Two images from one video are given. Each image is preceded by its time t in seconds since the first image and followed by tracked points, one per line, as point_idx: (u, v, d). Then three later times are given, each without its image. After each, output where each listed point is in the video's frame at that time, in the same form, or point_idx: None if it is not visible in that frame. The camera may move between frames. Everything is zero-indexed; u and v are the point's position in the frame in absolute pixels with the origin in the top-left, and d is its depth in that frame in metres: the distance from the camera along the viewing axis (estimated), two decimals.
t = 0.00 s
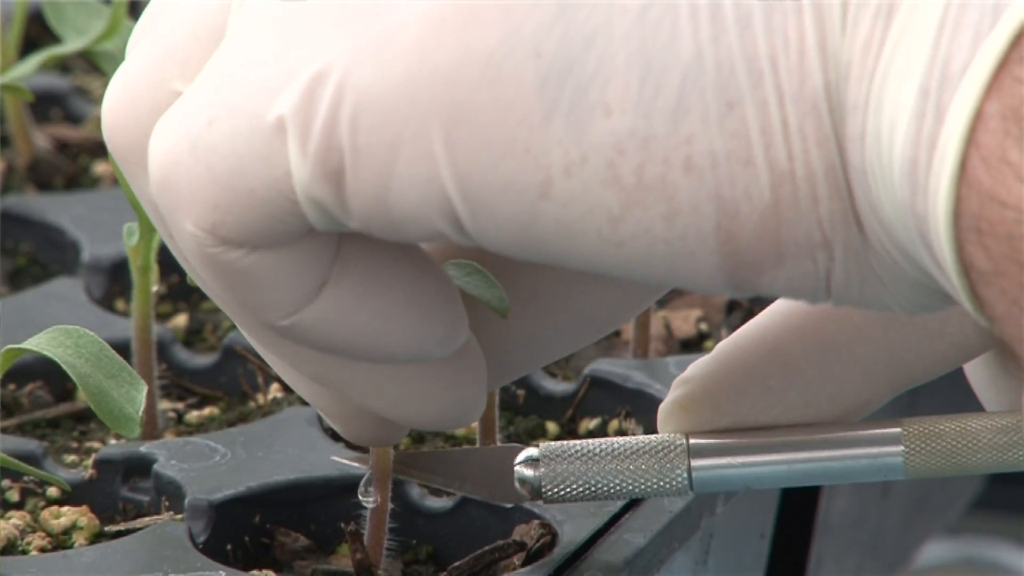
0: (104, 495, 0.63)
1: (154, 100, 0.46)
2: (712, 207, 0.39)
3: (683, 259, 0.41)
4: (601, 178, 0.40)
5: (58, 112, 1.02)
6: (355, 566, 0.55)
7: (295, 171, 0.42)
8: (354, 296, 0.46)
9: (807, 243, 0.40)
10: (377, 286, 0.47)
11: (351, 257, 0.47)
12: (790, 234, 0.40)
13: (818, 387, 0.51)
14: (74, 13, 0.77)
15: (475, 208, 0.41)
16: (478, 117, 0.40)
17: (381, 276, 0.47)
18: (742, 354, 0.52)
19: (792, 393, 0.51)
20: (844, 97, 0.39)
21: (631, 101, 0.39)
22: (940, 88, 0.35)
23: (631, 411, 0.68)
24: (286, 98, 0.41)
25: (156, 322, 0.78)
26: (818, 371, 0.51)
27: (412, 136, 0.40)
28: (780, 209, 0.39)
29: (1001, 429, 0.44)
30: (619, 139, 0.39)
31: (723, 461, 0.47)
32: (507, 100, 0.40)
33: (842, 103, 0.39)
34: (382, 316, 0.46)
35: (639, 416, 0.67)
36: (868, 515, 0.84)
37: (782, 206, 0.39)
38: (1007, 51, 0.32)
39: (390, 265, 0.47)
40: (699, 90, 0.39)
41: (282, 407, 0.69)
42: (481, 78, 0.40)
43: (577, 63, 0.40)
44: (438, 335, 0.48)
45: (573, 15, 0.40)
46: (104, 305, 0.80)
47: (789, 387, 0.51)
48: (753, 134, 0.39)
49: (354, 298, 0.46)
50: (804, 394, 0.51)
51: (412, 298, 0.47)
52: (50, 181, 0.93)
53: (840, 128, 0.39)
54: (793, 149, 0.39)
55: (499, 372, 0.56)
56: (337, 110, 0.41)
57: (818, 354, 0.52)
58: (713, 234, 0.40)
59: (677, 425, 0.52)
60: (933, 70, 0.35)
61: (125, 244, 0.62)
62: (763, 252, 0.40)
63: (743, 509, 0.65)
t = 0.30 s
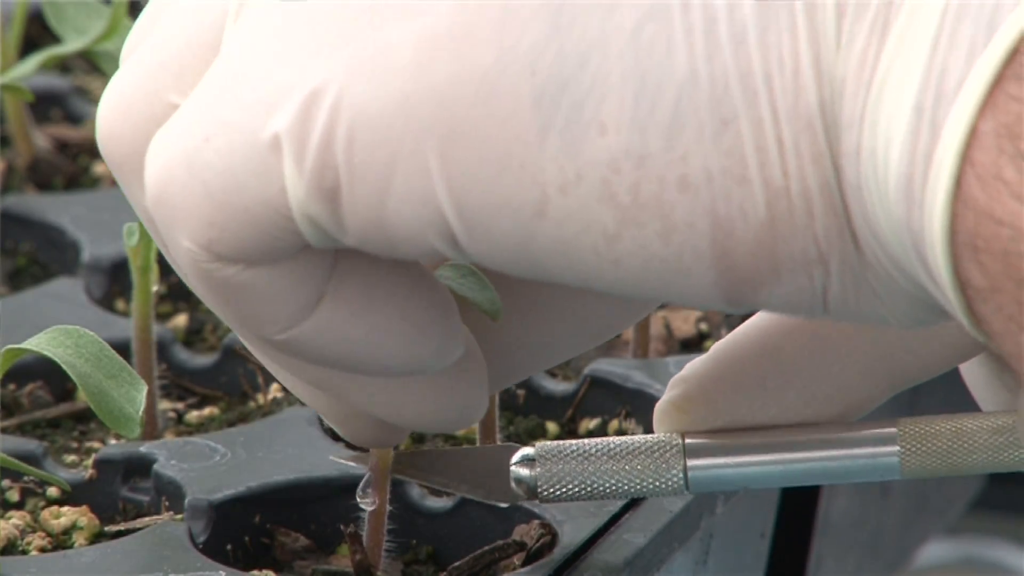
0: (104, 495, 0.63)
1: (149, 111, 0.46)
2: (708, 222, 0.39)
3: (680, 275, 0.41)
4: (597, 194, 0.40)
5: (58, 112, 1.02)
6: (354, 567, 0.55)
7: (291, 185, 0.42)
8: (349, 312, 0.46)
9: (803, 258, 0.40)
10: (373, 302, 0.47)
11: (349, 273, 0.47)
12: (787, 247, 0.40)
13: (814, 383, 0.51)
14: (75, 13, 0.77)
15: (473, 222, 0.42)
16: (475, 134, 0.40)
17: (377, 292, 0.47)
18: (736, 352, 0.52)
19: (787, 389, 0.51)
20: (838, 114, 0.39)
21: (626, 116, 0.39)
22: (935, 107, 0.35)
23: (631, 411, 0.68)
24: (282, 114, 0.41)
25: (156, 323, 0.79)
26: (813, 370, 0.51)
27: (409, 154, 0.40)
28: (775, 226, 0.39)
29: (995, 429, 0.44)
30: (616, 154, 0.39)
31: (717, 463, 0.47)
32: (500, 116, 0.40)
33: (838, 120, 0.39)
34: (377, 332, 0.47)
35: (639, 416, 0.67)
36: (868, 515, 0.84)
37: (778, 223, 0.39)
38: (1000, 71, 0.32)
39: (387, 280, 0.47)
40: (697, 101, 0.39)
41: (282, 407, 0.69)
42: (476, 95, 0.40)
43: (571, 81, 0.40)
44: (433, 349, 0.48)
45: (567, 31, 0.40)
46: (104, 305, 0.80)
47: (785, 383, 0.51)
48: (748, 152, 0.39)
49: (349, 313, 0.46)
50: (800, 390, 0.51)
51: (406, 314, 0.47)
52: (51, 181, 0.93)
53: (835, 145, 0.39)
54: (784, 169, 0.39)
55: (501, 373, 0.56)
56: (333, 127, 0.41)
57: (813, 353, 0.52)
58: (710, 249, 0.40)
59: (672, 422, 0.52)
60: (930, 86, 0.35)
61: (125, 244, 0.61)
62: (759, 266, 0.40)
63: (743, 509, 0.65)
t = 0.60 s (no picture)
0: (104, 495, 0.63)
1: (143, 121, 0.46)
2: (695, 245, 0.39)
3: (671, 296, 0.40)
4: (585, 218, 0.40)
5: (58, 112, 1.02)
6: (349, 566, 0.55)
7: (279, 209, 0.42)
8: (339, 324, 0.46)
9: (791, 281, 0.40)
10: (363, 313, 0.47)
11: (340, 286, 0.47)
12: (775, 270, 0.39)
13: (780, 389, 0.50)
14: (75, 13, 0.77)
15: (464, 240, 0.42)
16: (461, 158, 0.40)
17: (368, 303, 0.47)
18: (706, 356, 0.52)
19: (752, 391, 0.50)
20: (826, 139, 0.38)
21: (612, 141, 0.39)
22: (922, 132, 0.34)
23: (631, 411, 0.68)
24: (269, 133, 0.42)
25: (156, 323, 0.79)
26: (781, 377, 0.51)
27: (397, 175, 0.41)
28: (764, 249, 0.39)
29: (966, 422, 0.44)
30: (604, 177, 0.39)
31: (688, 460, 0.47)
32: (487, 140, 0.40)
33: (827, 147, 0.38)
34: (366, 344, 0.46)
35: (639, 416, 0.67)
36: (868, 516, 0.84)
37: (766, 251, 0.39)
38: (987, 95, 0.32)
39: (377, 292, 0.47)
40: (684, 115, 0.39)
41: (282, 407, 0.68)
42: (463, 118, 0.40)
43: (557, 104, 0.40)
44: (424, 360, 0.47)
45: (555, 52, 0.40)
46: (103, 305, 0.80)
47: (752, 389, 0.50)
48: (734, 177, 0.39)
49: (340, 325, 0.46)
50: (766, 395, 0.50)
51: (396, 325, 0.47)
52: (50, 181, 0.93)
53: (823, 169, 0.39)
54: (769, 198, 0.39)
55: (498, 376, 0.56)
56: (319, 149, 0.41)
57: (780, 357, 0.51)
58: (697, 274, 0.40)
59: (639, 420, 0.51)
60: (916, 110, 0.34)
61: (125, 245, 0.61)
62: (748, 290, 0.40)
63: (743, 509, 0.65)
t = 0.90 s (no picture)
0: (105, 495, 0.63)
1: (149, 118, 0.46)
2: (695, 265, 0.39)
3: (671, 314, 0.41)
4: (586, 235, 0.40)
5: (57, 112, 1.02)
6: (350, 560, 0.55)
7: (281, 216, 0.42)
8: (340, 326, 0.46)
9: (794, 299, 0.40)
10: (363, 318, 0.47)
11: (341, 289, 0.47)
12: (775, 290, 0.40)
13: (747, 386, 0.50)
14: (75, 13, 0.77)
15: (463, 257, 0.42)
16: (464, 171, 0.40)
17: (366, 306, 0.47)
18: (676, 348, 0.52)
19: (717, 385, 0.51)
20: (828, 158, 0.38)
21: (613, 160, 0.39)
22: (926, 156, 0.35)
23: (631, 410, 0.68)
24: (274, 141, 0.41)
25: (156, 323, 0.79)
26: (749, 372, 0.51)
27: (397, 189, 0.41)
28: (764, 271, 0.39)
29: (933, 416, 0.44)
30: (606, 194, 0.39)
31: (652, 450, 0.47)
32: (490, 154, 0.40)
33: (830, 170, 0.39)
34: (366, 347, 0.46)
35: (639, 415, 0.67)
36: (868, 516, 0.84)
37: (765, 275, 0.39)
38: (990, 122, 0.32)
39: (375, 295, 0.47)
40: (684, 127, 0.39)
41: (282, 407, 0.68)
42: (465, 132, 0.40)
43: (559, 122, 0.40)
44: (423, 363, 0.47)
45: (555, 69, 0.40)
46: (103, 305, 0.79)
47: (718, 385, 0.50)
48: (735, 196, 0.39)
49: (338, 330, 0.46)
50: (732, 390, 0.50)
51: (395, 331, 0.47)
52: (50, 181, 0.93)
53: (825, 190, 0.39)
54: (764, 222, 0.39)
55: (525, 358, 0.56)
56: (321, 161, 0.41)
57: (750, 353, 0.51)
58: (698, 292, 0.40)
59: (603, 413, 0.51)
60: (920, 135, 0.35)
61: (124, 244, 0.61)
62: (748, 309, 0.40)
63: (743, 509, 0.65)
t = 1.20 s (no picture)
0: (104, 495, 0.63)
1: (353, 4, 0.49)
2: (824, 91, 0.41)
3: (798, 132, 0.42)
4: (714, 54, 0.41)
5: (57, 112, 1.02)
6: (351, 563, 0.56)
7: (406, 18, 0.42)
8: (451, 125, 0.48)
9: (924, 131, 0.42)
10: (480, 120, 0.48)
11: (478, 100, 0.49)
12: (904, 124, 0.41)
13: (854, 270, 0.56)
14: (74, 13, 0.77)
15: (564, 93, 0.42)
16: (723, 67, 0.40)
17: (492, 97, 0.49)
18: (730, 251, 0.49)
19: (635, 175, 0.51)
20: None
21: None
22: None
23: (631, 411, 0.68)
24: None
25: (156, 323, 0.79)
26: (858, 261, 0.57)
27: None
28: (890, 110, 0.41)
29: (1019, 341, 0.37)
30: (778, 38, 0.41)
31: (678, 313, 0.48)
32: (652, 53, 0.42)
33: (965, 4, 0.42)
34: (469, 133, 0.48)
35: (639, 417, 0.68)
36: (868, 515, 0.84)
37: (896, 101, 0.41)
38: None
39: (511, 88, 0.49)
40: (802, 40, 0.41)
41: (282, 407, 0.68)
42: None
43: None
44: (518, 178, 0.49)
45: None
46: (103, 305, 0.79)
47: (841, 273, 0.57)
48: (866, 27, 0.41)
49: (442, 125, 0.48)
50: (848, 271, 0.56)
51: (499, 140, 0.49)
52: (50, 180, 0.93)
53: (957, 28, 0.42)
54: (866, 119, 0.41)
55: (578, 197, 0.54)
56: None
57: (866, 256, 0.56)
58: (824, 119, 0.41)
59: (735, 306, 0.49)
60: None
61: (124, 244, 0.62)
62: (869, 137, 0.42)
63: (743, 509, 0.65)
